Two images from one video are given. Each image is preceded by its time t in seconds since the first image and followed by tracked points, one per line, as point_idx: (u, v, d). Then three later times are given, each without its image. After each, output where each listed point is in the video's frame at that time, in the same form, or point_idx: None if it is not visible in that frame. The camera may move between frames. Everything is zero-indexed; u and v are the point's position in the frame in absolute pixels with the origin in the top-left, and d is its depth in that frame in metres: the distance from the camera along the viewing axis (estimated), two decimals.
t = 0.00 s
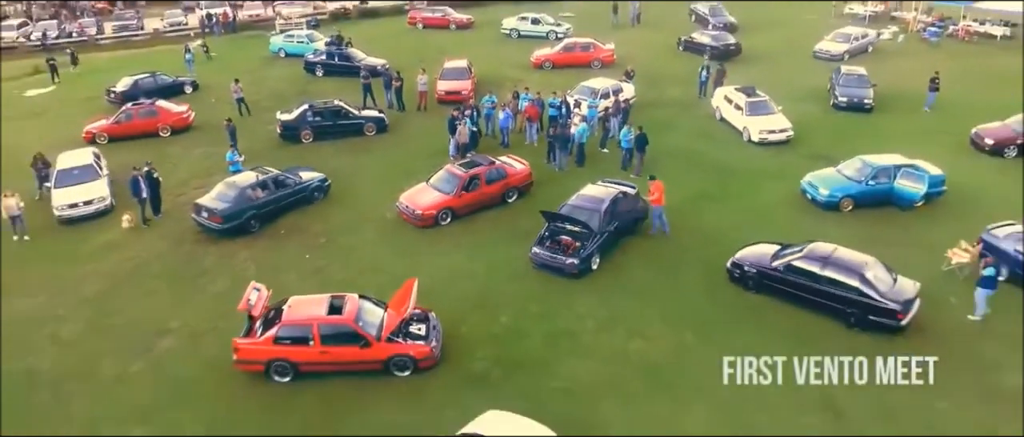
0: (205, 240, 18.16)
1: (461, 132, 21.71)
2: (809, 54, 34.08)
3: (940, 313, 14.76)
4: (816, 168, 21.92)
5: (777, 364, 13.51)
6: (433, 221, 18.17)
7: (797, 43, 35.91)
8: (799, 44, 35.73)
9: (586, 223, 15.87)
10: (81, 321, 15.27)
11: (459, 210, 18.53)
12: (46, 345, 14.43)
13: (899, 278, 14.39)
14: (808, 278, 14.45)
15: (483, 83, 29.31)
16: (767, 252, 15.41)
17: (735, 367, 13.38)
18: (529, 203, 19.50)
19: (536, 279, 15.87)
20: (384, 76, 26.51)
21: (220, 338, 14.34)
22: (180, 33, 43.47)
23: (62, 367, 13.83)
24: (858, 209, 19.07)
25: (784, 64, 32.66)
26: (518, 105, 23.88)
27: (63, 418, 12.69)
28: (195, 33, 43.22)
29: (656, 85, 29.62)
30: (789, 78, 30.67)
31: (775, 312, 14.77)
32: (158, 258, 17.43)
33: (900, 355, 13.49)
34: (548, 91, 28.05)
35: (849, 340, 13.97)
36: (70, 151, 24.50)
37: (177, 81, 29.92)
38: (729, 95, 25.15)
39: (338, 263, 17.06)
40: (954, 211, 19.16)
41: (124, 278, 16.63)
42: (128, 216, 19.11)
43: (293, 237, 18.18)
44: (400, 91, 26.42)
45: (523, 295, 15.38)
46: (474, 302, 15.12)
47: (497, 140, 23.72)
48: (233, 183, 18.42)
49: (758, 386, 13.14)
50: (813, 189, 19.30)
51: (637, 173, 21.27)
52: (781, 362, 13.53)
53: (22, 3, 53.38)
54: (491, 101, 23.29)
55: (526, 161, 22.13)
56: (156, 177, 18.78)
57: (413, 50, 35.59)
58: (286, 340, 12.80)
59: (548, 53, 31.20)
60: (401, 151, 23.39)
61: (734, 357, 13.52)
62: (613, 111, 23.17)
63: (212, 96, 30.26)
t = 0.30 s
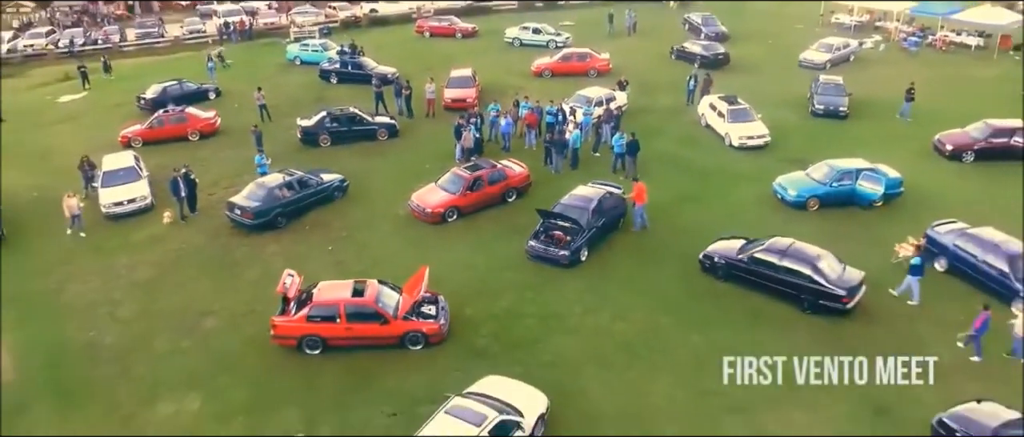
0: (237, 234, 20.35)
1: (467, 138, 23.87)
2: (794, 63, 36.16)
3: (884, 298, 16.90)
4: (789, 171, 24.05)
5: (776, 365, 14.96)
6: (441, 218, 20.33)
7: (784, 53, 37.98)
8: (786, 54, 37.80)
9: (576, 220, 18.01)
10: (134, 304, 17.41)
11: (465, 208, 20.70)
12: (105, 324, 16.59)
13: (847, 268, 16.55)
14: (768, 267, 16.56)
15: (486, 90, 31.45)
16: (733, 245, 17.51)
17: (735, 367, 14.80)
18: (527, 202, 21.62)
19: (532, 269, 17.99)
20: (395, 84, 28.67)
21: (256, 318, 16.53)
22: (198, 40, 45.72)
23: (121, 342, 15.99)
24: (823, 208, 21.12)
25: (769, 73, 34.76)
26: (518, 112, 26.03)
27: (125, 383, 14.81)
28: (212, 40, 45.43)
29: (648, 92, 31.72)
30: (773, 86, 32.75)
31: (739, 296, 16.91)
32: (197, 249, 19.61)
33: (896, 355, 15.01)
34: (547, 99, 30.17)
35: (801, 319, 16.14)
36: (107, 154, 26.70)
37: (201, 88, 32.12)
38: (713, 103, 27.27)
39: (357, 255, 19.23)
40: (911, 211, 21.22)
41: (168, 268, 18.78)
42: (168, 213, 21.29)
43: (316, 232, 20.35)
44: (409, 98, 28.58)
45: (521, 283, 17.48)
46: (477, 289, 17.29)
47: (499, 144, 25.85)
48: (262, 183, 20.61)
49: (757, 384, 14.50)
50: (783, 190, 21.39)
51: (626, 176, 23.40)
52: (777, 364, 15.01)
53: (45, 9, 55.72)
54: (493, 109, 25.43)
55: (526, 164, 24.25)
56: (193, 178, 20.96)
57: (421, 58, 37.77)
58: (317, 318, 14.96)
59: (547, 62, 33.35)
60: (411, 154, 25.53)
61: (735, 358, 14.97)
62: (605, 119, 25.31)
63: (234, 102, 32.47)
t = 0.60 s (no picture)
0: (259, 232, 22.50)
1: (467, 145, 26.02)
2: (777, 72, 38.29)
3: (836, 288, 19.05)
4: (763, 175, 26.21)
5: (775, 364, 16.46)
6: (443, 218, 22.49)
7: (768, 62, 40.09)
8: (769, 63, 39.95)
9: (564, 219, 20.14)
10: (170, 295, 19.52)
11: (465, 209, 22.85)
12: (147, 313, 18.71)
13: (803, 262, 18.69)
14: (733, 262, 18.69)
15: (486, 99, 33.58)
16: (704, 243, 19.64)
17: (734, 367, 16.31)
18: (522, 204, 23.77)
19: (526, 265, 20.12)
20: (400, 94, 30.82)
21: (280, 306, 18.69)
22: (211, 48, 47.87)
23: (163, 328, 18.13)
24: (791, 209, 23.25)
25: (753, 82, 36.90)
26: (514, 120, 28.18)
27: (168, 363, 16.90)
28: (224, 48, 47.60)
29: (638, 100, 33.84)
30: (756, 94, 34.88)
31: (708, 287, 19.07)
32: (224, 246, 21.77)
33: (898, 356, 16.78)
34: (542, 106, 32.29)
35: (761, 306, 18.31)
36: (134, 159, 28.86)
37: (219, 96, 34.27)
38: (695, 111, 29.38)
39: (368, 251, 21.40)
40: (871, 211, 23.32)
41: (199, 263, 20.89)
42: (196, 213, 23.43)
43: (331, 231, 22.48)
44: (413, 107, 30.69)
45: (515, 277, 19.59)
46: (475, 281, 19.45)
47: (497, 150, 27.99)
48: (282, 187, 22.78)
49: (755, 382, 15.98)
50: (754, 193, 23.55)
51: (614, 180, 25.54)
52: (776, 363, 16.49)
53: (62, 18, 57.87)
54: (492, 118, 27.58)
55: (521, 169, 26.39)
56: (218, 182, 23.07)
57: (424, 67, 39.91)
58: (335, 306, 17.10)
59: (543, 72, 35.49)
60: (416, 160, 27.67)
61: (735, 358, 16.49)
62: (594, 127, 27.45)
63: (249, 109, 34.60)
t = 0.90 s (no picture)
0: (276, 235, 24.61)
1: (467, 154, 28.12)
2: (760, 82, 40.39)
3: (798, 285, 21.14)
4: (740, 181, 28.31)
5: (775, 364, 18.16)
6: (444, 222, 24.60)
7: (753, 72, 42.19)
8: (754, 73, 42.03)
9: (554, 223, 22.24)
10: (198, 291, 21.61)
11: (465, 214, 24.95)
12: (178, 307, 20.81)
13: (768, 261, 20.80)
14: (705, 261, 20.77)
15: (484, 108, 35.68)
16: (680, 244, 21.73)
17: (735, 367, 17.99)
18: (517, 209, 25.87)
19: (519, 264, 22.23)
20: (404, 104, 32.94)
21: (297, 301, 20.80)
22: (222, 57, 49.99)
23: (194, 320, 20.22)
24: (763, 213, 25.35)
25: (737, 91, 39.00)
26: (510, 131, 30.29)
27: (200, 351, 18.99)
28: (235, 57, 49.72)
29: (627, 109, 35.94)
30: (739, 104, 36.99)
31: (683, 284, 21.16)
32: (245, 247, 23.87)
33: (895, 357, 18.47)
34: (537, 115, 34.40)
35: (729, 301, 20.43)
36: (156, 166, 30.95)
37: (233, 105, 36.36)
38: (678, 122, 31.45)
39: (376, 252, 23.51)
40: (837, 215, 25.41)
41: (223, 263, 22.99)
42: (218, 218, 25.54)
43: (342, 234, 24.59)
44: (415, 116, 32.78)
45: (510, 275, 21.68)
46: (473, 278, 21.55)
47: (494, 158, 30.08)
48: (296, 193, 24.90)
49: (753, 380, 17.69)
50: (729, 198, 25.66)
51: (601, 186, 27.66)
52: (775, 364, 18.13)
53: (76, 26, 60.03)
54: (489, 129, 29.68)
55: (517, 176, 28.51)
56: (238, 189, 25.17)
57: (426, 76, 42.01)
58: (349, 301, 19.20)
59: (538, 82, 37.59)
60: (419, 167, 29.78)
61: (736, 359, 18.18)
62: (585, 137, 29.57)
63: (261, 118, 36.71)
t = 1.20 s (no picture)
0: (289, 239, 26.65)
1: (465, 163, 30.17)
2: (746, 92, 42.40)
3: (768, 285, 23.18)
4: (721, 188, 30.34)
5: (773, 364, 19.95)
6: (445, 227, 26.63)
7: (739, 82, 44.18)
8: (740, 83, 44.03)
9: (546, 228, 24.28)
10: (220, 291, 23.64)
11: (464, 219, 26.98)
12: (203, 306, 22.84)
13: (739, 264, 22.86)
14: (682, 263, 22.82)
15: (482, 118, 37.71)
16: (660, 248, 23.78)
17: (735, 367, 19.77)
18: (513, 215, 27.91)
19: (513, 266, 24.27)
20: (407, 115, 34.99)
21: (311, 300, 22.85)
22: (231, 66, 51.97)
23: (218, 317, 22.26)
24: (740, 219, 27.38)
25: (723, 101, 41.03)
26: (506, 141, 32.32)
27: (225, 345, 21.03)
28: (243, 66, 51.70)
29: (618, 119, 37.97)
30: (724, 113, 39.01)
31: (663, 285, 23.20)
32: (261, 250, 25.91)
33: (894, 358, 20.28)
34: (533, 125, 36.45)
35: (704, 299, 22.47)
36: (175, 173, 32.98)
37: (244, 115, 38.38)
38: (664, 132, 33.48)
39: (383, 255, 25.56)
40: (809, 221, 27.45)
41: (241, 265, 25.03)
42: (235, 223, 27.60)
43: (350, 238, 26.63)
44: (417, 126, 34.84)
45: (505, 276, 23.72)
46: (471, 279, 23.59)
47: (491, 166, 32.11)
48: (308, 200, 26.96)
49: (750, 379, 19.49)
50: (709, 205, 27.71)
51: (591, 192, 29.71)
52: (774, 364, 19.88)
53: (89, 35, 61.98)
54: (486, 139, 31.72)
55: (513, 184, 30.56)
56: (254, 197, 27.21)
57: (427, 86, 44.03)
58: (359, 300, 21.25)
59: (533, 93, 39.62)
60: (421, 175, 31.82)
61: (736, 359, 19.94)
62: (576, 147, 31.62)
63: (272, 127, 38.75)
